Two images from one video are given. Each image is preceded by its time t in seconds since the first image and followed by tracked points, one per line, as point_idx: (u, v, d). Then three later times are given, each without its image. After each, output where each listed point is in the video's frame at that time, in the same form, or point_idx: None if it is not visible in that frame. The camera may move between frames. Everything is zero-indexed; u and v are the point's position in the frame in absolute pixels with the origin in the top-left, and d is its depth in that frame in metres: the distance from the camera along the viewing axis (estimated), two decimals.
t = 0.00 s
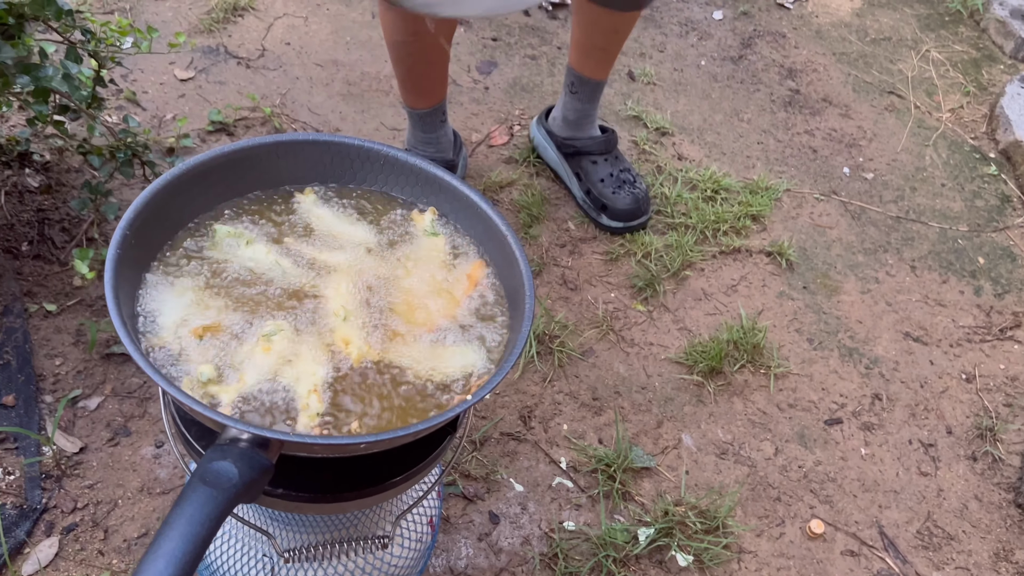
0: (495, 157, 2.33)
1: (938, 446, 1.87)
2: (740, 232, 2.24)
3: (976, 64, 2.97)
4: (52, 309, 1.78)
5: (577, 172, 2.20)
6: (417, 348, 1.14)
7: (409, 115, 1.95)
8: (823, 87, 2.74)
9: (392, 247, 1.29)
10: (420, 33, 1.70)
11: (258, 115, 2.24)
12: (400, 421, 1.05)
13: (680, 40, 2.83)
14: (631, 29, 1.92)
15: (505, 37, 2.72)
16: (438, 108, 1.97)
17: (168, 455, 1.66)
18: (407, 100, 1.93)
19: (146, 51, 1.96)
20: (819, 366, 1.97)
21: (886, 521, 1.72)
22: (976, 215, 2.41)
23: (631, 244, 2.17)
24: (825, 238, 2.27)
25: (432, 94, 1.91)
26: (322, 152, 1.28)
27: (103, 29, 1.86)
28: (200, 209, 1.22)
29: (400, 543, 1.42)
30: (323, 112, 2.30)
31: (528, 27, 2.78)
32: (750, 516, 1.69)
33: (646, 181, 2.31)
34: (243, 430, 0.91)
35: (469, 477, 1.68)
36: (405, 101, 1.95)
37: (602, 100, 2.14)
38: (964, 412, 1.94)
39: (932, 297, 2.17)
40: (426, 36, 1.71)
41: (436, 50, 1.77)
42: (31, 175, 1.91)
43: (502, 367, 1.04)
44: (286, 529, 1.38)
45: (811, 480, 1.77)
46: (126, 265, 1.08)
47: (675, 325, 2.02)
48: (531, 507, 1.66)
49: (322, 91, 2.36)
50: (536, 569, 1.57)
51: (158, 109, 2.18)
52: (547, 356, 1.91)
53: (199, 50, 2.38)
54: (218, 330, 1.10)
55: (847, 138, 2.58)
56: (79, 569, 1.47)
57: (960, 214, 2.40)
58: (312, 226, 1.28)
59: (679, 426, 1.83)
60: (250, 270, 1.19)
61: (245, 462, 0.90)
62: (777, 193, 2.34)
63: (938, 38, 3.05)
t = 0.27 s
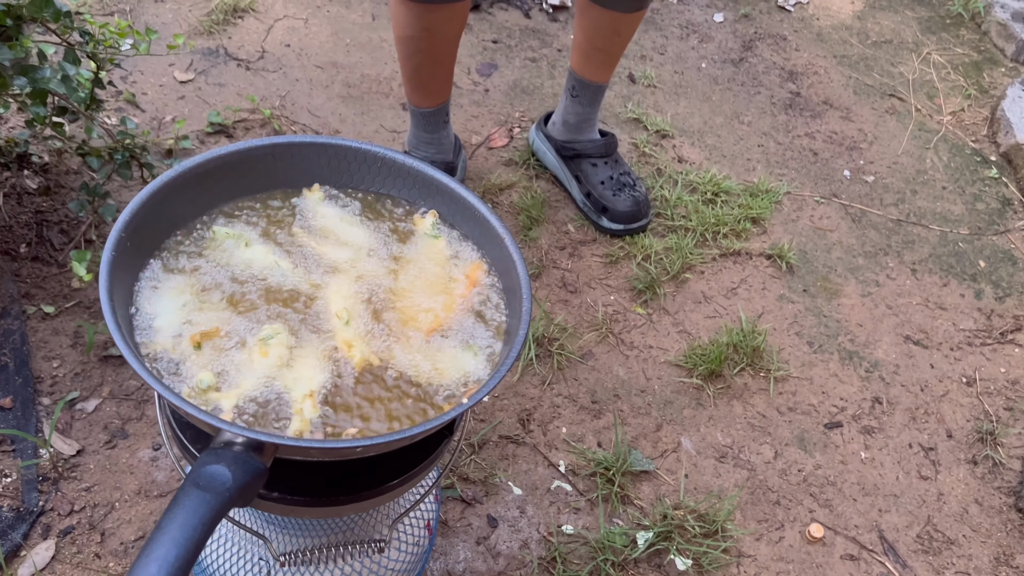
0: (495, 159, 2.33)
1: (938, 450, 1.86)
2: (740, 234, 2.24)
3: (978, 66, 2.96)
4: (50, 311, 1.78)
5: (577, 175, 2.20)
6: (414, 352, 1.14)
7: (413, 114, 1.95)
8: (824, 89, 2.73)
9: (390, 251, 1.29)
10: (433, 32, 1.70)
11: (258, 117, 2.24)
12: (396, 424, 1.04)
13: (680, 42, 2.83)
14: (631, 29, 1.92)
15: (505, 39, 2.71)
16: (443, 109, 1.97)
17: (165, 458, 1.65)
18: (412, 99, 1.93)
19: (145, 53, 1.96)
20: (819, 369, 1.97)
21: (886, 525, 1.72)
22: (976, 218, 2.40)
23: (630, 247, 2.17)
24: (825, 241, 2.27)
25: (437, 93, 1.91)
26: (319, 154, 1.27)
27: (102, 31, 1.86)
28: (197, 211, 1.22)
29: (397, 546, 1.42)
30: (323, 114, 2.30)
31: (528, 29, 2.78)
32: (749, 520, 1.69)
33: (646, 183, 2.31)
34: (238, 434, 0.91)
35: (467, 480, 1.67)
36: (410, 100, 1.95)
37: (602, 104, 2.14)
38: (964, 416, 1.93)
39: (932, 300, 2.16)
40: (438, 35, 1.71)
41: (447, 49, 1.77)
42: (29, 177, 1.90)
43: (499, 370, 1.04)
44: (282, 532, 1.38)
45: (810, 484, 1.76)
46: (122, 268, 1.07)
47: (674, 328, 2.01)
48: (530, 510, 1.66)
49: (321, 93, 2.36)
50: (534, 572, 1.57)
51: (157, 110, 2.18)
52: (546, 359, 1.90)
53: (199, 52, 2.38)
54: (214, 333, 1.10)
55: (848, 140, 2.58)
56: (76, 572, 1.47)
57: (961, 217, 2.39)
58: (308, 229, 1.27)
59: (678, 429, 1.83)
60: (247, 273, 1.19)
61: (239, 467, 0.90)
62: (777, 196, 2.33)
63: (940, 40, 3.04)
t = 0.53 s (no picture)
0: (496, 161, 2.33)
1: (939, 452, 1.86)
2: (741, 236, 2.24)
3: (978, 69, 2.96)
4: (50, 312, 1.78)
5: (577, 176, 2.20)
6: (414, 352, 1.14)
7: (419, 114, 1.95)
8: (825, 91, 2.74)
9: (390, 251, 1.29)
10: (444, 32, 1.71)
11: (258, 118, 2.24)
12: (396, 425, 1.04)
13: (681, 44, 2.83)
14: (637, 33, 1.92)
15: (506, 41, 2.72)
16: (449, 110, 1.97)
17: (165, 459, 1.66)
18: (419, 99, 1.93)
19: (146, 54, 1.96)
20: (819, 371, 1.97)
21: (886, 527, 1.71)
22: (977, 220, 2.40)
23: (631, 249, 2.17)
24: (825, 243, 2.27)
25: (444, 94, 1.92)
26: (319, 154, 1.28)
27: (103, 32, 1.87)
28: (197, 212, 1.22)
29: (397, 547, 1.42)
30: (323, 116, 2.30)
31: (529, 30, 2.78)
32: (749, 521, 1.69)
33: (647, 185, 2.31)
34: (237, 435, 0.91)
35: (467, 481, 1.67)
36: (416, 100, 1.95)
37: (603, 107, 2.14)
38: (964, 418, 1.93)
39: (933, 302, 2.16)
40: (449, 36, 1.72)
41: (457, 49, 1.77)
42: (30, 178, 1.91)
43: (499, 370, 1.04)
44: (282, 533, 1.38)
45: (810, 486, 1.76)
46: (122, 268, 1.07)
47: (675, 330, 2.01)
48: (530, 512, 1.66)
49: (322, 95, 2.37)
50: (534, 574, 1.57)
51: (158, 112, 2.18)
52: (546, 360, 1.90)
53: (200, 53, 2.38)
54: (214, 334, 1.10)
55: (849, 143, 2.58)
56: (76, 573, 1.47)
57: (962, 220, 2.39)
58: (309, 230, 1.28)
59: (679, 431, 1.83)
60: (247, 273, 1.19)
61: (239, 468, 0.90)
62: (778, 198, 2.33)
63: (940, 43, 3.04)
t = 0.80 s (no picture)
0: (497, 160, 2.33)
1: (939, 451, 1.86)
2: (741, 235, 2.24)
3: (978, 69, 2.97)
4: (52, 309, 1.79)
5: (577, 175, 2.21)
6: (414, 350, 1.15)
7: (424, 110, 1.96)
8: (825, 91, 2.74)
9: (391, 250, 1.30)
10: (454, 27, 1.72)
11: (260, 117, 2.25)
12: (397, 421, 1.05)
13: (682, 44, 2.84)
14: (643, 34, 1.93)
15: (507, 40, 2.72)
16: (454, 107, 1.98)
17: (166, 456, 1.66)
18: (425, 95, 1.93)
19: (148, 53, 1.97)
20: (819, 370, 1.97)
21: (886, 526, 1.72)
22: (977, 220, 2.40)
23: (631, 248, 2.17)
24: (826, 242, 2.27)
25: (451, 91, 1.92)
26: (321, 153, 1.28)
27: (105, 31, 1.87)
28: (198, 209, 1.22)
29: (398, 544, 1.43)
30: (325, 115, 2.31)
31: (530, 30, 2.78)
32: (750, 520, 1.69)
33: (647, 185, 2.32)
34: (240, 430, 0.91)
35: (468, 479, 1.68)
36: (421, 96, 1.95)
37: (605, 108, 2.15)
38: (965, 417, 1.93)
39: (933, 302, 2.16)
40: (459, 32, 1.73)
41: (466, 46, 1.78)
42: (32, 176, 1.91)
43: (500, 367, 1.05)
44: (283, 530, 1.38)
45: (811, 484, 1.76)
46: (124, 265, 1.08)
47: (675, 328, 2.02)
48: (530, 509, 1.66)
49: (324, 93, 2.37)
50: (534, 572, 1.57)
51: (159, 110, 2.18)
52: (547, 359, 1.91)
53: (201, 52, 2.39)
54: (216, 332, 1.11)
55: (849, 142, 2.58)
56: (78, 569, 1.47)
57: (962, 219, 2.39)
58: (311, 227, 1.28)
59: (679, 429, 1.83)
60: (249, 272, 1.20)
61: (241, 462, 0.90)
62: (778, 198, 2.34)
63: (941, 43, 3.05)
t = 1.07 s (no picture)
0: (496, 159, 2.34)
1: (937, 451, 1.86)
2: (741, 235, 2.25)
3: (978, 70, 2.97)
4: (51, 308, 1.79)
5: (577, 175, 2.21)
6: (415, 347, 1.15)
7: (426, 107, 1.96)
8: (825, 91, 2.74)
9: (391, 248, 1.30)
10: (459, 23, 1.73)
11: (260, 116, 2.25)
12: (397, 418, 1.05)
13: (681, 44, 2.84)
14: (646, 35, 1.93)
15: (507, 40, 2.72)
16: (457, 104, 1.98)
17: (165, 454, 1.66)
18: (427, 92, 1.93)
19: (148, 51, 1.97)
20: (818, 370, 1.97)
21: (885, 525, 1.72)
22: (977, 220, 2.40)
23: (631, 247, 2.17)
24: (825, 242, 2.27)
25: (453, 88, 1.92)
26: (321, 151, 1.29)
27: (105, 29, 1.88)
28: (198, 207, 1.23)
29: (397, 542, 1.43)
30: (324, 114, 2.31)
31: (530, 30, 2.79)
32: (748, 519, 1.69)
33: (647, 184, 2.32)
34: (240, 426, 0.91)
35: (467, 478, 1.68)
36: (423, 93, 1.95)
37: (605, 108, 2.15)
38: (963, 417, 1.93)
39: (932, 302, 2.17)
40: (464, 27, 1.74)
41: (471, 42, 1.79)
42: (32, 174, 1.91)
43: (500, 365, 1.05)
44: (282, 527, 1.39)
45: (810, 483, 1.76)
46: (124, 263, 1.08)
47: (675, 328, 2.02)
48: (529, 508, 1.66)
49: (323, 92, 2.37)
50: (533, 571, 1.57)
51: (159, 109, 2.19)
52: (546, 358, 1.91)
53: (201, 51, 2.39)
54: (216, 329, 1.11)
55: (848, 142, 2.58)
56: (77, 567, 1.47)
57: (961, 220, 2.40)
58: (312, 225, 1.29)
59: (678, 429, 1.83)
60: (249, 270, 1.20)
61: (240, 459, 0.90)
62: (778, 197, 2.34)
63: (940, 43, 3.05)
